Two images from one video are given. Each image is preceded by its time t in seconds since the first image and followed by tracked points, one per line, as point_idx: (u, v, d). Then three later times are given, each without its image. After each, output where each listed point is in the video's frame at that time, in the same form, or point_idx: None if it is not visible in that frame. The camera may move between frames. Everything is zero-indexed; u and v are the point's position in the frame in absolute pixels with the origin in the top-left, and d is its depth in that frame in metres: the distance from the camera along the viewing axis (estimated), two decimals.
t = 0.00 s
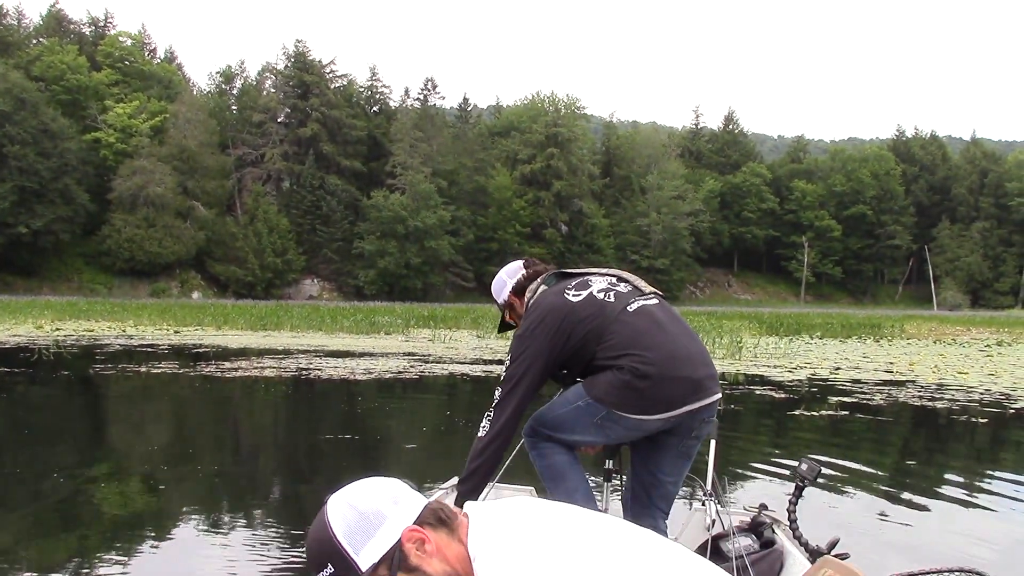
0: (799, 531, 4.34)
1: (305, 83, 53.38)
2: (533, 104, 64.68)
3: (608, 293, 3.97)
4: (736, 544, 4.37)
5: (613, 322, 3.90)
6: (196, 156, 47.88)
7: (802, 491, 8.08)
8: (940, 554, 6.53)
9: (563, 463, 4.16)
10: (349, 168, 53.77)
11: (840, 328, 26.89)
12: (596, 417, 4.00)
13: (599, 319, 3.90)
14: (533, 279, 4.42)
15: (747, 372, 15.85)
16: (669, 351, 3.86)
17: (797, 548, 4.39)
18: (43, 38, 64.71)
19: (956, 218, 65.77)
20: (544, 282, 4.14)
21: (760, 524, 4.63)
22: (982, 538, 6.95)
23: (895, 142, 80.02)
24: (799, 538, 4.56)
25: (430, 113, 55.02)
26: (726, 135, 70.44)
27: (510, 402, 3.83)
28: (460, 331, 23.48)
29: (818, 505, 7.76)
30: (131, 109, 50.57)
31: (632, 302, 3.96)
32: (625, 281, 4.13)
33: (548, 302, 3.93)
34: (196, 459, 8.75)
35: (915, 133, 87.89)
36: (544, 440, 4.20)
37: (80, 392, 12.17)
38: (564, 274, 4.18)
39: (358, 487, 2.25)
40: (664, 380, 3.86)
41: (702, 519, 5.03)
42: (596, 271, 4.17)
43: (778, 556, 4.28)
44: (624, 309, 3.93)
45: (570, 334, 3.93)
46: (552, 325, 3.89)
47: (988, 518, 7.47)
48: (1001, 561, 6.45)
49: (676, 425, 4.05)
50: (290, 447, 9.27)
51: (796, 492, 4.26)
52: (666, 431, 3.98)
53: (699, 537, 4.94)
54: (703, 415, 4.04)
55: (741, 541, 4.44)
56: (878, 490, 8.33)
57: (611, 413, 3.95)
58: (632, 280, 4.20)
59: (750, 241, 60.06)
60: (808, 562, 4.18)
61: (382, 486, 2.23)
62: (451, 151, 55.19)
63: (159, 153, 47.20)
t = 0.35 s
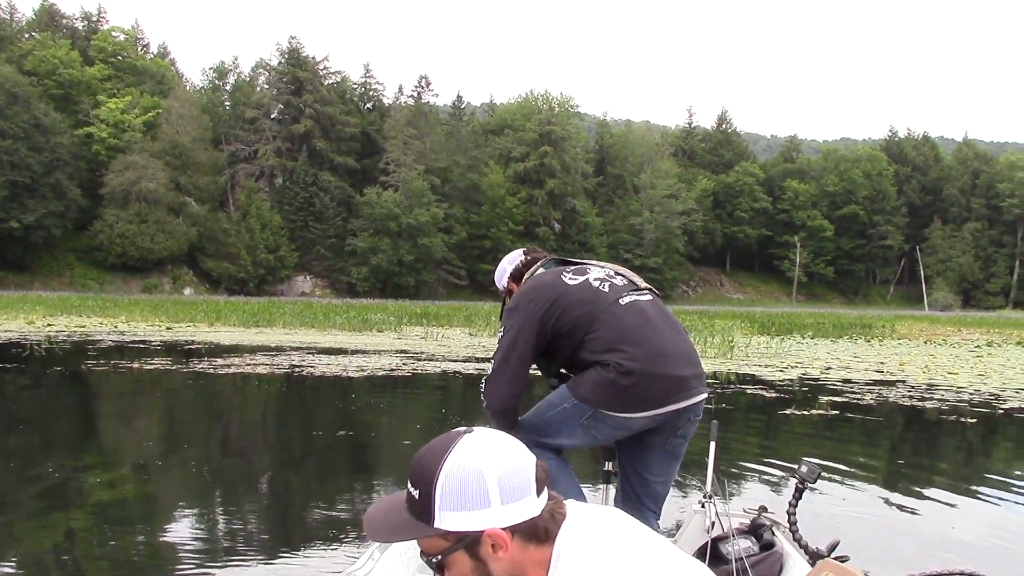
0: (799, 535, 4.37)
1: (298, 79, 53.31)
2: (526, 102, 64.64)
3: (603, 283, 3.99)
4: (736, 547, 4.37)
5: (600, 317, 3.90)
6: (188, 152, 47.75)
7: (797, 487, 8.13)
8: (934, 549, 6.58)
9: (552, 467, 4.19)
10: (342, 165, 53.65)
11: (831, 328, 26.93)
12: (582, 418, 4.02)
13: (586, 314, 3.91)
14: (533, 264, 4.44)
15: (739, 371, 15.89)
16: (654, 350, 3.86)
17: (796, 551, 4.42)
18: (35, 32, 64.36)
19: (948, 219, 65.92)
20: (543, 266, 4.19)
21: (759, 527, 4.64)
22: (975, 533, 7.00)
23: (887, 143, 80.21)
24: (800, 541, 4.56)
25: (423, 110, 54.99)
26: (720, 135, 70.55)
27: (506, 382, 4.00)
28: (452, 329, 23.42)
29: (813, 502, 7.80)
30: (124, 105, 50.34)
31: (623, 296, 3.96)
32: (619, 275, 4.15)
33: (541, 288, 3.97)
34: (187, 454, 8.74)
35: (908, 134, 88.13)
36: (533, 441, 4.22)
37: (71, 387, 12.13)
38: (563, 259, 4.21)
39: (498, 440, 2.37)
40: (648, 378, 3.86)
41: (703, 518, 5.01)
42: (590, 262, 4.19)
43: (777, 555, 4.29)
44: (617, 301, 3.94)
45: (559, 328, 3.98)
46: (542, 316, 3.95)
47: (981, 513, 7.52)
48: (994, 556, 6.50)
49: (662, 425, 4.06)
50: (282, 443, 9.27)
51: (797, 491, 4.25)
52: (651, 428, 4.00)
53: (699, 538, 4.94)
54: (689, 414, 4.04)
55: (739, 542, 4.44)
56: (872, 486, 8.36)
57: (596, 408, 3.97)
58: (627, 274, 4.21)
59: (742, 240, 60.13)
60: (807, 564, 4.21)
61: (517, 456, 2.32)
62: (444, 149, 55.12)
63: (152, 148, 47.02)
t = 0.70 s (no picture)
0: (799, 534, 4.32)
1: (288, 79, 53.27)
2: (517, 100, 64.68)
3: (605, 270, 4.04)
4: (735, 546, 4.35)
5: (601, 302, 3.91)
6: (179, 153, 47.66)
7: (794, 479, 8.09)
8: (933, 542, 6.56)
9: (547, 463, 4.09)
10: (333, 164, 53.59)
11: (824, 321, 27.04)
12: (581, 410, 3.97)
13: (587, 298, 3.93)
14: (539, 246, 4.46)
15: (732, 365, 15.97)
16: (655, 337, 3.83)
17: (796, 551, 4.39)
18: (24, 35, 64.12)
19: (938, 212, 66.17)
20: (548, 249, 4.28)
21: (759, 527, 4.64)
22: (972, 526, 6.99)
23: (877, 137, 80.46)
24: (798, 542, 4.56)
25: (413, 109, 54.97)
26: (710, 130, 70.73)
27: (527, 358, 4.13)
28: (446, 327, 23.46)
29: (811, 496, 7.77)
30: (113, 106, 50.19)
31: (624, 284, 3.98)
32: (623, 266, 4.20)
33: (546, 273, 4.06)
34: (179, 457, 8.70)
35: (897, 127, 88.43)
36: (526, 442, 4.10)
37: (63, 391, 12.08)
38: (566, 245, 4.28)
39: (670, 376, 2.25)
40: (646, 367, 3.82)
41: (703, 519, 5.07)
42: (595, 251, 4.26)
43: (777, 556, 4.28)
44: (616, 288, 3.96)
45: (559, 314, 4.03)
46: (543, 302, 4.05)
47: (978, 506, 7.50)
48: (991, 549, 6.49)
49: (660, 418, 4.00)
50: (277, 444, 9.23)
51: (798, 494, 4.26)
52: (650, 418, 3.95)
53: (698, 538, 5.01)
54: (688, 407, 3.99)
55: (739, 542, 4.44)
56: (866, 480, 8.36)
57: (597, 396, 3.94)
58: (629, 267, 4.26)
59: (733, 236, 60.29)
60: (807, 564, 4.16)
61: (676, 391, 2.24)
62: (435, 147, 55.08)
63: (142, 150, 46.91)
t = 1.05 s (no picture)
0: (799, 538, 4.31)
1: (281, 80, 53.26)
2: (510, 99, 64.73)
3: (611, 269, 4.07)
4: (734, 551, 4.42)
5: (608, 300, 3.96)
6: (171, 154, 47.56)
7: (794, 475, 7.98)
8: (938, 539, 6.47)
9: (550, 459, 4.05)
10: (326, 165, 53.55)
11: (818, 317, 27.12)
12: (584, 407, 3.95)
13: (595, 296, 3.96)
14: (540, 243, 4.45)
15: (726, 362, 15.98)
16: (663, 337, 3.89)
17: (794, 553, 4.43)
18: (14, 38, 63.93)
19: (931, 207, 66.42)
20: (552, 246, 4.28)
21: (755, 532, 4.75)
22: (966, 521, 6.93)
23: (869, 133, 80.70)
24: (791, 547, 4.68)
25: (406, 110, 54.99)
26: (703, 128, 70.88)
27: (535, 357, 4.08)
28: (441, 326, 23.48)
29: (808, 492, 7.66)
30: (105, 109, 50.05)
31: (629, 282, 4.03)
32: (626, 265, 4.24)
33: (554, 272, 4.05)
34: (174, 457, 8.75)
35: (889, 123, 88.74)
36: (527, 436, 4.06)
37: (57, 394, 12.06)
38: (572, 244, 4.30)
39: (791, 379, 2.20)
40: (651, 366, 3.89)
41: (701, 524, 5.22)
42: (596, 249, 4.28)
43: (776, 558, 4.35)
44: (622, 287, 4.00)
45: (564, 313, 4.03)
46: (548, 301, 4.04)
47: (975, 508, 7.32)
48: (994, 544, 6.41)
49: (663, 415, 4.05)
50: (272, 445, 9.25)
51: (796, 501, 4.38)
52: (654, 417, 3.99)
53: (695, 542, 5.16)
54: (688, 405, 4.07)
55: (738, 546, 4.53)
56: (863, 477, 8.28)
57: (603, 396, 3.93)
58: (628, 263, 4.30)
59: (727, 233, 60.43)
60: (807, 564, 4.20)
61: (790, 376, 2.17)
62: (428, 146, 55.08)
63: (135, 152, 46.78)
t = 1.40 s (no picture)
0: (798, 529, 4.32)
1: (274, 85, 53.29)
2: (504, 102, 64.76)
3: (614, 272, 4.10)
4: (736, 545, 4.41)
5: (612, 304, 3.98)
6: (166, 161, 47.51)
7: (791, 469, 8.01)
8: (936, 529, 6.53)
9: (551, 461, 4.06)
10: (322, 170, 53.53)
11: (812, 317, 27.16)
12: (587, 411, 3.95)
13: (599, 300, 3.98)
14: (540, 242, 4.45)
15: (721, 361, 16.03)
16: (667, 340, 3.94)
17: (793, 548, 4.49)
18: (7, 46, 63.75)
19: (925, 205, 66.56)
20: (555, 245, 4.28)
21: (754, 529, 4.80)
22: (964, 511, 6.99)
23: (863, 131, 80.91)
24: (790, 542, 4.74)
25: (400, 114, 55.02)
26: (696, 128, 71.01)
27: (534, 359, 4.07)
28: (437, 330, 23.48)
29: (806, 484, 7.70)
30: (99, 116, 49.95)
31: (633, 286, 4.07)
32: (629, 268, 4.26)
33: (557, 272, 4.05)
34: (173, 463, 8.79)
35: (883, 121, 88.92)
36: (528, 438, 4.07)
37: (55, 401, 12.07)
38: (574, 243, 4.31)
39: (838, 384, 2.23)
40: (655, 371, 3.91)
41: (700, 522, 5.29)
42: (599, 249, 4.29)
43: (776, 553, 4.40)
44: (625, 291, 4.03)
45: (567, 316, 4.04)
46: (551, 304, 4.04)
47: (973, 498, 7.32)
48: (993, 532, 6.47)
49: (665, 417, 4.08)
50: (271, 449, 9.27)
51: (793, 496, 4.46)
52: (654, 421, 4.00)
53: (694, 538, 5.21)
54: (689, 408, 4.10)
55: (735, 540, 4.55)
56: (861, 473, 8.32)
57: (605, 399, 3.94)
58: (630, 265, 4.32)
59: (723, 233, 60.49)
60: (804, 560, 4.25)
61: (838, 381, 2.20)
62: (423, 150, 55.09)
63: (129, 159, 46.71)
